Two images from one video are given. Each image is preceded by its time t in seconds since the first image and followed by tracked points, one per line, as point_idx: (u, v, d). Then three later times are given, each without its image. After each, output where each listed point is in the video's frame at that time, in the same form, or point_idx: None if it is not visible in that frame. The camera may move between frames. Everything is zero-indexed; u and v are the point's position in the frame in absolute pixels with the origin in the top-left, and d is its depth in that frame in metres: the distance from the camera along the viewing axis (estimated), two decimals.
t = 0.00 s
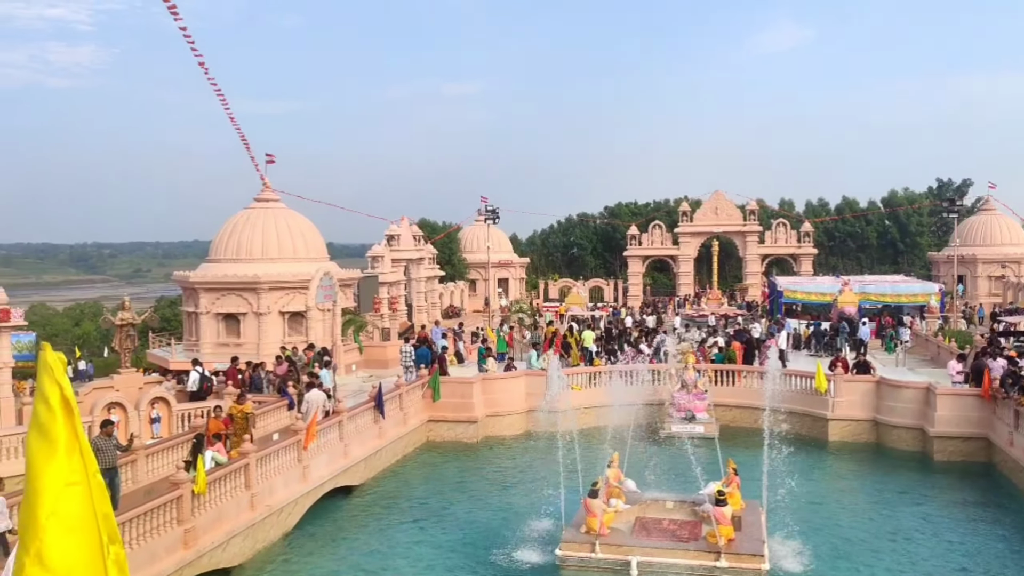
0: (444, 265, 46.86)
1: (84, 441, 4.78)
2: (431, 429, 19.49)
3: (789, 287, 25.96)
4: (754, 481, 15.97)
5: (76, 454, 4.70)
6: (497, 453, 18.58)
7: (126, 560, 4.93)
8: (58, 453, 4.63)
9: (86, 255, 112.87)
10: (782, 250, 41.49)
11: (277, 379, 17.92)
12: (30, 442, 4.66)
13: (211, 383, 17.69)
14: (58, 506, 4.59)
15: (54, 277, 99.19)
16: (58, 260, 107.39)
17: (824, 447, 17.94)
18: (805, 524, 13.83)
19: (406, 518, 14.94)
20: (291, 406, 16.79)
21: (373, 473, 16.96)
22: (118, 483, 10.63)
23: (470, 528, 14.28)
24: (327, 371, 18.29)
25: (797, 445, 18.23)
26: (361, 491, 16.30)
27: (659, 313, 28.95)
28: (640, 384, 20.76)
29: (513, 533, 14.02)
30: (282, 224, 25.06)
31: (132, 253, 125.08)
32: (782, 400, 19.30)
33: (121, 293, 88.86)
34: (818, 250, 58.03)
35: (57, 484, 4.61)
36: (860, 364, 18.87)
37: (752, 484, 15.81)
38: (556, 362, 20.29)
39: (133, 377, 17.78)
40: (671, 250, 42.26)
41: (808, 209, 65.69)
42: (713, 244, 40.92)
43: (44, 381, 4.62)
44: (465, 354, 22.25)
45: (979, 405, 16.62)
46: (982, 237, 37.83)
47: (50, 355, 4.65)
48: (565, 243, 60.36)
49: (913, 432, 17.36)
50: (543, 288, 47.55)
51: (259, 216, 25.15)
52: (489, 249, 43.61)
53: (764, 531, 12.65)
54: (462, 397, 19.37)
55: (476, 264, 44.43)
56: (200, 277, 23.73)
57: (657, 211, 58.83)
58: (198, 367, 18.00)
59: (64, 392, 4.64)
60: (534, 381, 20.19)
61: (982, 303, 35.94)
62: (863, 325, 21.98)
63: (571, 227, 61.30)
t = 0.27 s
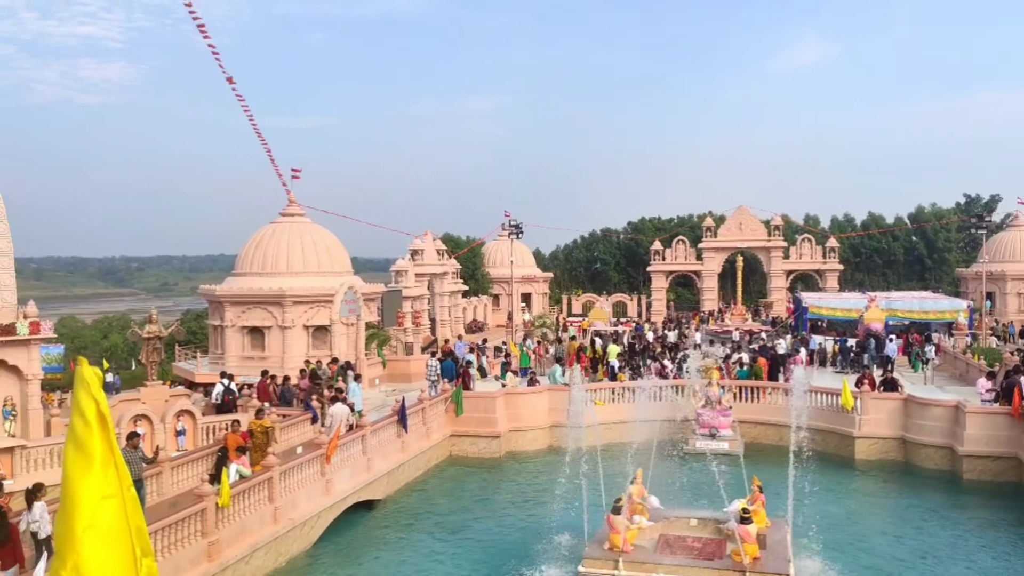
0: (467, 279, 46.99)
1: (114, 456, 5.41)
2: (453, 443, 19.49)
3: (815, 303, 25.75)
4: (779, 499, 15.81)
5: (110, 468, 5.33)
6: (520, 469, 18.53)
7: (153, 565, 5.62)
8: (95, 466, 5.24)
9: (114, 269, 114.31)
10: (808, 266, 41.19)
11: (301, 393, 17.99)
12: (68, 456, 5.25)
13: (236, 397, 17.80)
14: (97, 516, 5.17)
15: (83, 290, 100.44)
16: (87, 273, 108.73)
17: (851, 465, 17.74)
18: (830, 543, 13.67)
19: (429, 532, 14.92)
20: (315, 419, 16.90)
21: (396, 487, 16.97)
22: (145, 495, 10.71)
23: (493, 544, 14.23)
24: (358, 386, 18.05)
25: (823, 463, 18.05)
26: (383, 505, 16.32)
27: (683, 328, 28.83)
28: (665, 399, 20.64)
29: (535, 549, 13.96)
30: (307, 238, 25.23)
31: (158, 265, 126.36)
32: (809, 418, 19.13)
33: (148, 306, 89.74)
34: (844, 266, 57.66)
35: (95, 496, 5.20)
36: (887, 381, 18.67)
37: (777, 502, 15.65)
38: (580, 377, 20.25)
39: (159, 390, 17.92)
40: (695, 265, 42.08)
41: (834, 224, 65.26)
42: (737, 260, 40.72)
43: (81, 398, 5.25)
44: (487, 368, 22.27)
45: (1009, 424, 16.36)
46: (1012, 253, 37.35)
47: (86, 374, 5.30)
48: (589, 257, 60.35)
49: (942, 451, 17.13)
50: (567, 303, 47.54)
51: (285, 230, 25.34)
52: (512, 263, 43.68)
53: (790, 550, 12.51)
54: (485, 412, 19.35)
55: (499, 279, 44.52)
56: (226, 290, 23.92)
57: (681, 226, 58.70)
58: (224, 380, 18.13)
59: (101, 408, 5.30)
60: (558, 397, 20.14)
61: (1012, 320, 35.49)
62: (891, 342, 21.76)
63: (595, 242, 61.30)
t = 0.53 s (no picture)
0: (490, 294, 47.06)
1: (152, 472, 5.55)
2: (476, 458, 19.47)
3: (841, 319, 25.54)
4: (805, 518, 15.63)
5: (147, 485, 5.47)
6: (543, 484, 18.46)
7: None
8: (132, 483, 5.39)
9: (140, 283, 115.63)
10: (834, 282, 40.87)
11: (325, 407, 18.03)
12: (107, 473, 5.42)
13: (262, 410, 17.83)
14: (132, 532, 5.32)
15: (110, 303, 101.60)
16: (114, 287, 109.92)
17: (878, 484, 17.52)
18: (858, 563, 13.48)
19: (451, 548, 14.87)
20: (339, 434, 16.96)
21: (418, 502, 16.94)
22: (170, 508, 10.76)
23: (515, 560, 14.16)
24: (381, 401, 17.92)
25: (850, 481, 17.84)
26: (406, 520, 16.29)
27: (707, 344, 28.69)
28: (690, 416, 20.50)
29: (558, 566, 13.87)
30: (332, 253, 25.38)
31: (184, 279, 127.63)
32: (835, 435, 18.93)
33: (175, 321, 90.52)
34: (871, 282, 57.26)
35: (131, 513, 5.35)
36: (915, 399, 18.44)
37: (804, 521, 15.48)
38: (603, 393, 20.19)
39: (185, 404, 18.09)
40: (719, 281, 41.87)
41: (860, 240, 64.80)
42: (763, 275, 40.51)
43: (120, 414, 5.42)
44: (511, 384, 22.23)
45: None
46: None
47: (126, 390, 5.46)
48: (612, 273, 60.29)
49: (971, 471, 16.88)
50: (590, 319, 47.47)
51: (310, 245, 25.52)
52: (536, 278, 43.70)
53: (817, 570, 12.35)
54: (507, 427, 19.32)
55: (522, 294, 44.55)
56: (252, 304, 24.08)
57: (705, 242, 58.52)
58: (248, 394, 18.27)
59: (138, 423, 5.46)
60: (581, 412, 20.07)
61: None
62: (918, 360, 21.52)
63: (618, 257, 61.23)
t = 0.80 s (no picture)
0: (513, 308, 47.11)
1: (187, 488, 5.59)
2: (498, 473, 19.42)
3: (868, 335, 25.31)
4: (831, 537, 15.44)
5: (182, 501, 5.51)
6: (566, 500, 18.38)
7: None
8: (167, 498, 5.43)
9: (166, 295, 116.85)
10: (860, 297, 40.51)
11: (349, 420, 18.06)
12: (143, 489, 5.46)
13: (286, 423, 17.91)
14: (168, 547, 5.34)
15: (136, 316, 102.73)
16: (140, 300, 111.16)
17: (906, 503, 17.29)
18: None
19: (474, 563, 14.83)
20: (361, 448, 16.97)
21: (441, 516, 16.90)
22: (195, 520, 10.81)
23: None
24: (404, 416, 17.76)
25: (877, 499, 17.62)
26: (428, 534, 16.27)
27: (732, 359, 28.53)
28: (714, 432, 20.34)
29: None
30: (357, 267, 25.50)
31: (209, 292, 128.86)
32: (862, 452, 18.72)
33: (201, 334, 91.25)
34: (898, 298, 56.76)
35: (167, 528, 5.37)
36: (944, 417, 18.19)
37: (830, 540, 15.30)
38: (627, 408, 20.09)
39: (212, 415, 18.15)
40: (744, 295, 41.61)
41: (887, 255, 64.28)
42: (788, 291, 40.25)
43: (156, 430, 5.47)
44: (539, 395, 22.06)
45: None
46: None
47: (162, 406, 5.51)
48: (635, 287, 60.19)
49: (1002, 490, 16.63)
50: (613, 333, 47.37)
51: (334, 259, 25.67)
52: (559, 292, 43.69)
53: None
54: (530, 442, 19.25)
55: (545, 308, 44.56)
56: (276, 318, 24.23)
57: (729, 256, 58.28)
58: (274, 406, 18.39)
59: (173, 439, 5.50)
60: (604, 427, 19.98)
61: None
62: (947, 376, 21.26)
63: (641, 272, 61.12)
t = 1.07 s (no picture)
0: (535, 320, 47.11)
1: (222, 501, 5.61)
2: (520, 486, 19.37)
3: (894, 349, 25.09)
4: (858, 553, 15.26)
5: (217, 514, 5.53)
6: (588, 513, 18.29)
7: None
8: (201, 512, 5.46)
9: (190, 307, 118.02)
10: (886, 310, 40.12)
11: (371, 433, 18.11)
12: (177, 502, 5.51)
13: (309, 435, 17.95)
14: (202, 561, 5.38)
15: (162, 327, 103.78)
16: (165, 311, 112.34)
17: (934, 519, 17.05)
18: None
19: None
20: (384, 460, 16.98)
21: (463, 529, 16.88)
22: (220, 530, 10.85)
23: None
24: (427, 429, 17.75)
25: (905, 516, 17.40)
26: (451, 547, 16.25)
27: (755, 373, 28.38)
28: (738, 446, 20.18)
29: None
30: (379, 279, 25.62)
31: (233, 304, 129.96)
32: (890, 468, 18.49)
33: (225, 345, 92.04)
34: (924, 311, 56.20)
35: (200, 542, 5.41)
36: (973, 432, 17.93)
37: (857, 556, 15.12)
38: (651, 422, 19.98)
39: (235, 427, 18.41)
40: (768, 308, 41.34)
41: (914, 268, 63.68)
42: (812, 303, 39.97)
43: (190, 444, 5.51)
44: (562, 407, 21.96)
45: None
46: None
47: (195, 421, 5.55)
48: (658, 300, 60.01)
49: None
50: (635, 346, 47.24)
51: (357, 271, 25.82)
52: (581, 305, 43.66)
53: None
54: (553, 455, 19.18)
55: (567, 320, 44.51)
56: (300, 330, 24.38)
57: (753, 269, 58.00)
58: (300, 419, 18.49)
59: (207, 454, 5.54)
60: (627, 441, 19.87)
61: None
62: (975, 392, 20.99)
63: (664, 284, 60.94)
